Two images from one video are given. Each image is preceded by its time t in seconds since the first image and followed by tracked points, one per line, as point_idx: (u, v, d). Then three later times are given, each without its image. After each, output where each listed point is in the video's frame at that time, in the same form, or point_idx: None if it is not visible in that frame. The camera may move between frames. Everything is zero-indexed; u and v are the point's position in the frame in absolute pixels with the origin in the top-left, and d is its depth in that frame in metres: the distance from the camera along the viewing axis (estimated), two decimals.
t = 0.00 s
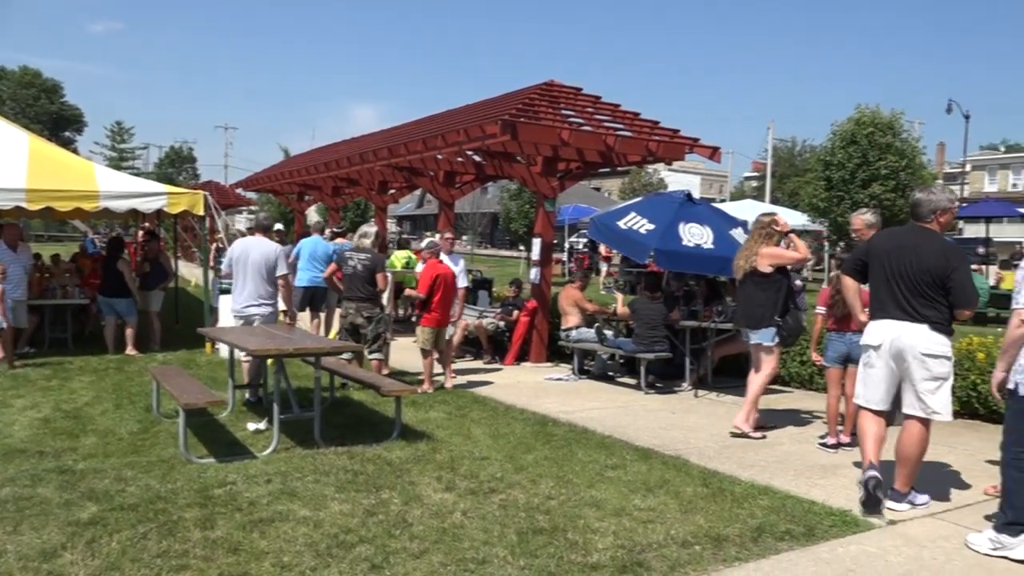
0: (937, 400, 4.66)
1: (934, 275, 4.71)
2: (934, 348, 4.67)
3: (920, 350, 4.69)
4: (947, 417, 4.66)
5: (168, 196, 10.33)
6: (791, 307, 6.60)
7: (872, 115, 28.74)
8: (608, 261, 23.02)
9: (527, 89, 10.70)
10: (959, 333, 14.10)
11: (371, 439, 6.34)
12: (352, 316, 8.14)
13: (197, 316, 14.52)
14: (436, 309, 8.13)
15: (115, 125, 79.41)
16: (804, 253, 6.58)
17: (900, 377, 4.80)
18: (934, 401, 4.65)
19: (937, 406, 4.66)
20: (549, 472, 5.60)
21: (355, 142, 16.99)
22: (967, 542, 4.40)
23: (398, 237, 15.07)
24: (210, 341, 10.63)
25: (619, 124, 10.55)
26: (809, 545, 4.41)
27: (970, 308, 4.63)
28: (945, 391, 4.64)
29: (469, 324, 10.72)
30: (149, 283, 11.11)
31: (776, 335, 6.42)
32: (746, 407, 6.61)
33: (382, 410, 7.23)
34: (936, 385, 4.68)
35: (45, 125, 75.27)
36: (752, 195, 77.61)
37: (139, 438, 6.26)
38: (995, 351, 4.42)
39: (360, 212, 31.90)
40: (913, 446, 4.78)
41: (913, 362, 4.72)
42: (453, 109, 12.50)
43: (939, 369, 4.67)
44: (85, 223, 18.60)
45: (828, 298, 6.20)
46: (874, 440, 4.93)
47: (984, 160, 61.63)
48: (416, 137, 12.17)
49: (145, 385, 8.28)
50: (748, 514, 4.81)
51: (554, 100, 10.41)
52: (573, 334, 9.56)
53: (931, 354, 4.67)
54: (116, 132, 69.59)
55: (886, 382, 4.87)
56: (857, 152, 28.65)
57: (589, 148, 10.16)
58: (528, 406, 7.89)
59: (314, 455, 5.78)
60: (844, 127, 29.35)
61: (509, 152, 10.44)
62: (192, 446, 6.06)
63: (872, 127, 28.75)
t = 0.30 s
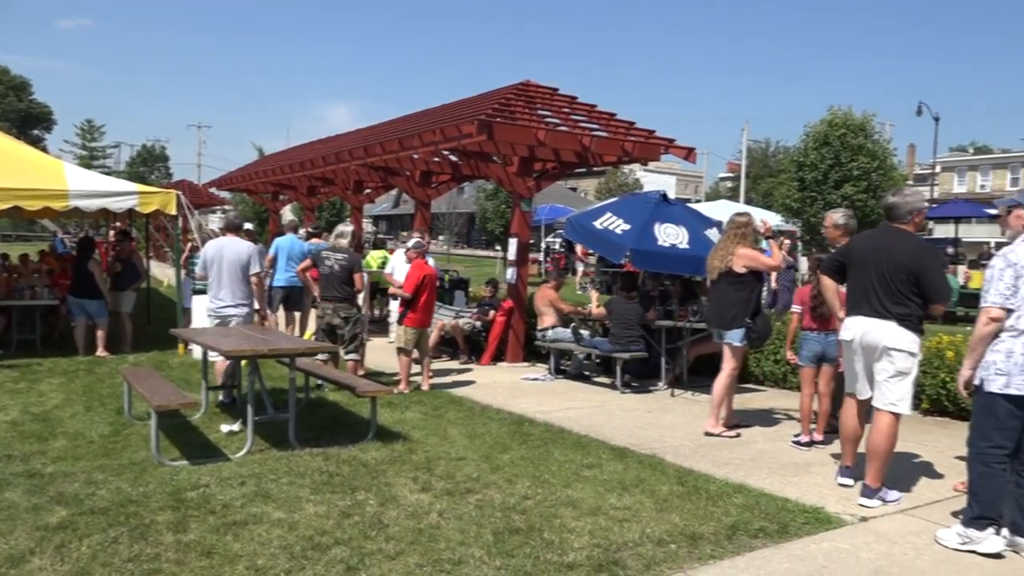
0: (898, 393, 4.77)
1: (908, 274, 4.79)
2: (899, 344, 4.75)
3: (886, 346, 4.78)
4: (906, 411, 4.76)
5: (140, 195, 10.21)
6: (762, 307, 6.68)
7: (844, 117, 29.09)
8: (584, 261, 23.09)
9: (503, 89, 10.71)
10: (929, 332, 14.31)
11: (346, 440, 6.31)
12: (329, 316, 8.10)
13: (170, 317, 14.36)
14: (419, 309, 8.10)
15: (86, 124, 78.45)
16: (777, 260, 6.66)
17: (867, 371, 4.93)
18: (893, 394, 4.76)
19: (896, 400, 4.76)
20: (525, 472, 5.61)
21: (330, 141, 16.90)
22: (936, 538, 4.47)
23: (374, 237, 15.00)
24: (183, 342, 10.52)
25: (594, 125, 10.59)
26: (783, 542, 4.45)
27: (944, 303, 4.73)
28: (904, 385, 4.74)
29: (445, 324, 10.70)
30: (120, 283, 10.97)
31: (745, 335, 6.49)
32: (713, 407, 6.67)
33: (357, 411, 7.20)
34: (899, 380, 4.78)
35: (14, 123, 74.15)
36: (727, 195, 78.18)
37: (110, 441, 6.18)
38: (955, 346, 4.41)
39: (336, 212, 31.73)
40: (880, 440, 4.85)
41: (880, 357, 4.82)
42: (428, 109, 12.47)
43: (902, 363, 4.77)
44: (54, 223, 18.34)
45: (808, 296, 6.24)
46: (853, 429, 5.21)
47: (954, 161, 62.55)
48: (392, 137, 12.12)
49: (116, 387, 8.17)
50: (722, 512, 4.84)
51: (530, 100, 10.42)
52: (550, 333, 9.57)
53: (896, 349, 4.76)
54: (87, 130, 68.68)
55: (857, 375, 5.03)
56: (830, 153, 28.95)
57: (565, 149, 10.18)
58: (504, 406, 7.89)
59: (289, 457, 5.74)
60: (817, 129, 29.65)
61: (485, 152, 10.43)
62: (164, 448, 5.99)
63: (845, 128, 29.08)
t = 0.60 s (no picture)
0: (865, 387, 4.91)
1: (863, 271, 4.93)
2: (863, 340, 4.89)
3: (849, 341, 4.93)
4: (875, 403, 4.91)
5: (106, 194, 10.06)
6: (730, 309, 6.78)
7: (813, 119, 29.45)
8: (557, 261, 23.15)
9: (475, 89, 10.70)
10: (897, 331, 14.52)
11: (318, 441, 6.26)
12: (302, 317, 8.00)
13: (137, 318, 14.16)
14: (400, 309, 8.08)
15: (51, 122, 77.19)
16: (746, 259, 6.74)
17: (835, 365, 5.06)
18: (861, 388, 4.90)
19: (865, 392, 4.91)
20: (498, 472, 5.60)
21: (301, 140, 16.78)
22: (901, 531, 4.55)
23: (345, 237, 14.91)
24: (151, 344, 10.37)
25: (567, 125, 10.62)
26: (753, 539, 4.49)
27: (899, 297, 4.82)
28: (871, 378, 4.89)
29: (418, 324, 10.67)
30: (86, 283, 10.80)
31: (714, 336, 6.56)
32: (682, 407, 6.74)
33: (329, 412, 7.15)
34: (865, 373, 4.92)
35: None
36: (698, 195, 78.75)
37: (76, 444, 6.08)
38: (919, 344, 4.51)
39: (308, 212, 31.50)
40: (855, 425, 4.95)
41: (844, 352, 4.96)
42: (401, 108, 12.42)
43: (868, 358, 4.91)
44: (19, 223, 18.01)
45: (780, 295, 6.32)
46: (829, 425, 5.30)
47: (920, 163, 63.56)
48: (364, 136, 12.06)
49: (82, 389, 8.05)
50: (694, 510, 4.88)
51: (503, 100, 10.42)
52: (522, 333, 9.57)
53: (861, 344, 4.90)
54: (52, 128, 67.54)
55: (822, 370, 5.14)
56: (799, 154, 29.29)
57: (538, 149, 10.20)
58: (477, 406, 7.88)
59: (259, 459, 5.68)
60: (787, 130, 29.97)
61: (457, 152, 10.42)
62: (132, 451, 5.91)
63: (813, 130, 29.44)
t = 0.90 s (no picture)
0: (844, 377, 5.06)
1: (832, 267, 5.07)
2: (835, 331, 5.05)
3: (822, 333, 5.10)
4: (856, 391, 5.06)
5: (78, 193, 9.93)
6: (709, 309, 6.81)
7: (787, 120, 29.70)
8: (535, 261, 23.16)
9: (453, 89, 10.68)
10: (870, 330, 14.69)
11: (294, 442, 6.22)
12: (278, 318, 7.95)
13: (111, 319, 13.99)
14: (379, 309, 8.05)
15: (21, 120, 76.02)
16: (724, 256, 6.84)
17: (813, 359, 5.19)
18: (840, 377, 5.05)
19: (845, 381, 5.05)
20: (476, 472, 5.60)
21: (277, 139, 16.66)
22: (863, 518, 4.77)
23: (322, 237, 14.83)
24: (124, 345, 10.25)
25: (545, 125, 10.63)
26: (729, 537, 4.52)
27: (865, 292, 4.95)
28: (848, 369, 5.04)
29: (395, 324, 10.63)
30: (57, 283, 10.64)
31: (694, 336, 6.62)
32: (660, 407, 6.79)
33: (306, 413, 7.11)
34: (844, 364, 5.08)
35: None
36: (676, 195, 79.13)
37: (47, 447, 5.99)
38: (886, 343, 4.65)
39: (284, 212, 31.26)
40: (837, 416, 5.14)
41: (820, 344, 5.12)
42: (378, 108, 12.37)
43: (844, 351, 5.06)
44: None
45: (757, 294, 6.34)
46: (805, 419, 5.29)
47: (893, 163, 64.26)
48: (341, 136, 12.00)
49: (53, 391, 7.94)
50: (671, 508, 4.90)
51: (481, 100, 10.41)
52: (500, 333, 9.57)
53: (834, 335, 5.06)
54: (22, 126, 66.54)
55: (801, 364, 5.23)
56: (774, 155, 29.51)
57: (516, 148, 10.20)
58: (455, 406, 7.87)
59: (235, 460, 5.64)
60: (762, 131, 30.19)
61: (435, 152, 10.40)
62: (104, 454, 5.84)
63: (788, 131, 29.69)
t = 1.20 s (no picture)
0: (829, 378, 5.11)
1: (821, 270, 5.16)
2: (820, 330, 5.15)
3: (808, 332, 5.19)
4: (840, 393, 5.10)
5: (53, 193, 9.80)
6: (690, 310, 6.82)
7: (765, 121, 29.88)
8: (515, 261, 23.16)
9: (433, 88, 10.66)
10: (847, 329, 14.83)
11: (274, 444, 6.18)
12: (257, 318, 7.89)
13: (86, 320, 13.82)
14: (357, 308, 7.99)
15: None
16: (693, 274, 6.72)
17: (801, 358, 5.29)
18: (823, 377, 5.10)
19: (830, 382, 5.10)
20: (457, 472, 5.59)
21: (256, 139, 16.54)
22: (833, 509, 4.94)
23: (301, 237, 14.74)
24: (100, 346, 10.13)
25: (525, 125, 10.63)
26: (708, 535, 4.54)
27: (852, 296, 5.03)
28: (832, 369, 5.10)
29: (375, 324, 10.59)
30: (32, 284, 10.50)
31: (675, 336, 6.64)
32: (640, 406, 6.81)
33: (285, 414, 7.06)
34: (827, 365, 5.15)
35: None
36: (655, 195, 79.42)
37: (21, 449, 5.91)
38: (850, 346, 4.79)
39: (262, 212, 31.02)
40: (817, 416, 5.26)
41: (806, 343, 5.21)
42: (358, 107, 12.32)
43: (827, 351, 5.15)
44: None
45: (737, 294, 6.37)
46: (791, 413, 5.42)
47: (870, 164, 64.88)
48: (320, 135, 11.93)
49: (27, 393, 7.83)
50: (651, 507, 4.92)
51: (461, 100, 10.40)
52: (481, 333, 9.57)
53: (820, 334, 5.15)
54: None
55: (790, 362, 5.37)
56: (753, 156, 29.70)
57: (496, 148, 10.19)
58: (435, 406, 7.86)
59: (213, 462, 5.59)
60: (740, 132, 30.37)
61: (415, 151, 10.37)
62: (79, 456, 5.77)
63: (766, 132, 29.88)
